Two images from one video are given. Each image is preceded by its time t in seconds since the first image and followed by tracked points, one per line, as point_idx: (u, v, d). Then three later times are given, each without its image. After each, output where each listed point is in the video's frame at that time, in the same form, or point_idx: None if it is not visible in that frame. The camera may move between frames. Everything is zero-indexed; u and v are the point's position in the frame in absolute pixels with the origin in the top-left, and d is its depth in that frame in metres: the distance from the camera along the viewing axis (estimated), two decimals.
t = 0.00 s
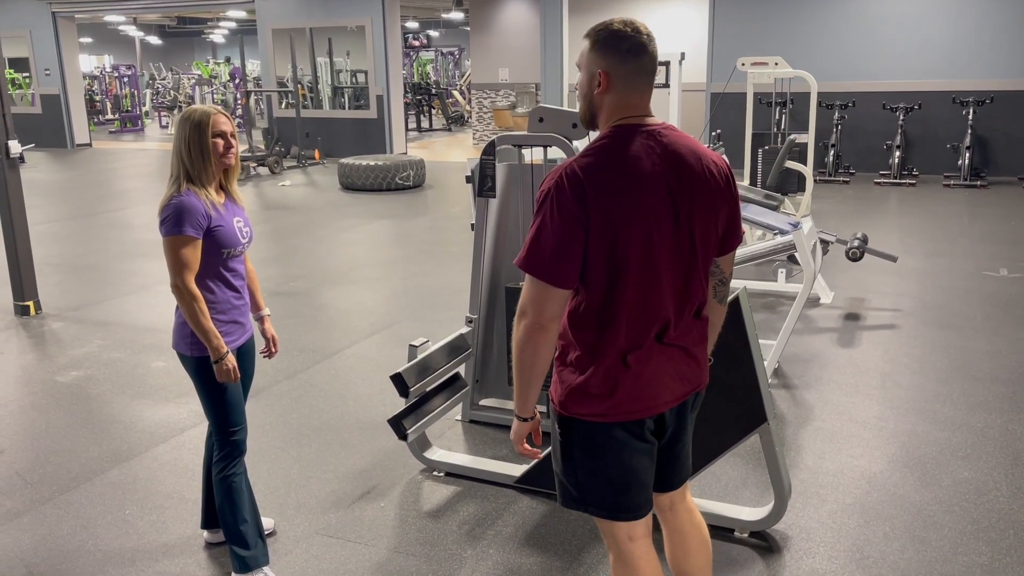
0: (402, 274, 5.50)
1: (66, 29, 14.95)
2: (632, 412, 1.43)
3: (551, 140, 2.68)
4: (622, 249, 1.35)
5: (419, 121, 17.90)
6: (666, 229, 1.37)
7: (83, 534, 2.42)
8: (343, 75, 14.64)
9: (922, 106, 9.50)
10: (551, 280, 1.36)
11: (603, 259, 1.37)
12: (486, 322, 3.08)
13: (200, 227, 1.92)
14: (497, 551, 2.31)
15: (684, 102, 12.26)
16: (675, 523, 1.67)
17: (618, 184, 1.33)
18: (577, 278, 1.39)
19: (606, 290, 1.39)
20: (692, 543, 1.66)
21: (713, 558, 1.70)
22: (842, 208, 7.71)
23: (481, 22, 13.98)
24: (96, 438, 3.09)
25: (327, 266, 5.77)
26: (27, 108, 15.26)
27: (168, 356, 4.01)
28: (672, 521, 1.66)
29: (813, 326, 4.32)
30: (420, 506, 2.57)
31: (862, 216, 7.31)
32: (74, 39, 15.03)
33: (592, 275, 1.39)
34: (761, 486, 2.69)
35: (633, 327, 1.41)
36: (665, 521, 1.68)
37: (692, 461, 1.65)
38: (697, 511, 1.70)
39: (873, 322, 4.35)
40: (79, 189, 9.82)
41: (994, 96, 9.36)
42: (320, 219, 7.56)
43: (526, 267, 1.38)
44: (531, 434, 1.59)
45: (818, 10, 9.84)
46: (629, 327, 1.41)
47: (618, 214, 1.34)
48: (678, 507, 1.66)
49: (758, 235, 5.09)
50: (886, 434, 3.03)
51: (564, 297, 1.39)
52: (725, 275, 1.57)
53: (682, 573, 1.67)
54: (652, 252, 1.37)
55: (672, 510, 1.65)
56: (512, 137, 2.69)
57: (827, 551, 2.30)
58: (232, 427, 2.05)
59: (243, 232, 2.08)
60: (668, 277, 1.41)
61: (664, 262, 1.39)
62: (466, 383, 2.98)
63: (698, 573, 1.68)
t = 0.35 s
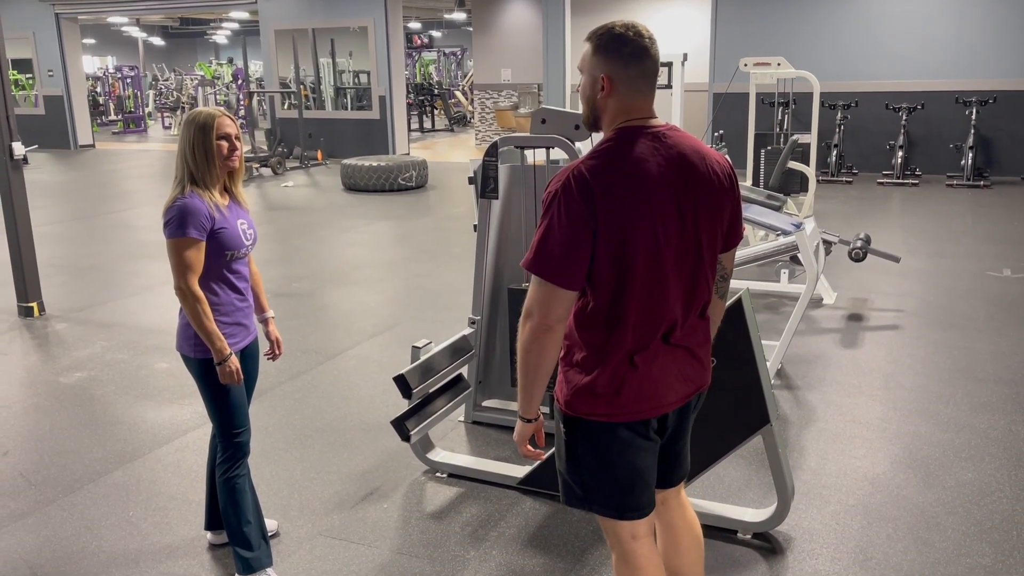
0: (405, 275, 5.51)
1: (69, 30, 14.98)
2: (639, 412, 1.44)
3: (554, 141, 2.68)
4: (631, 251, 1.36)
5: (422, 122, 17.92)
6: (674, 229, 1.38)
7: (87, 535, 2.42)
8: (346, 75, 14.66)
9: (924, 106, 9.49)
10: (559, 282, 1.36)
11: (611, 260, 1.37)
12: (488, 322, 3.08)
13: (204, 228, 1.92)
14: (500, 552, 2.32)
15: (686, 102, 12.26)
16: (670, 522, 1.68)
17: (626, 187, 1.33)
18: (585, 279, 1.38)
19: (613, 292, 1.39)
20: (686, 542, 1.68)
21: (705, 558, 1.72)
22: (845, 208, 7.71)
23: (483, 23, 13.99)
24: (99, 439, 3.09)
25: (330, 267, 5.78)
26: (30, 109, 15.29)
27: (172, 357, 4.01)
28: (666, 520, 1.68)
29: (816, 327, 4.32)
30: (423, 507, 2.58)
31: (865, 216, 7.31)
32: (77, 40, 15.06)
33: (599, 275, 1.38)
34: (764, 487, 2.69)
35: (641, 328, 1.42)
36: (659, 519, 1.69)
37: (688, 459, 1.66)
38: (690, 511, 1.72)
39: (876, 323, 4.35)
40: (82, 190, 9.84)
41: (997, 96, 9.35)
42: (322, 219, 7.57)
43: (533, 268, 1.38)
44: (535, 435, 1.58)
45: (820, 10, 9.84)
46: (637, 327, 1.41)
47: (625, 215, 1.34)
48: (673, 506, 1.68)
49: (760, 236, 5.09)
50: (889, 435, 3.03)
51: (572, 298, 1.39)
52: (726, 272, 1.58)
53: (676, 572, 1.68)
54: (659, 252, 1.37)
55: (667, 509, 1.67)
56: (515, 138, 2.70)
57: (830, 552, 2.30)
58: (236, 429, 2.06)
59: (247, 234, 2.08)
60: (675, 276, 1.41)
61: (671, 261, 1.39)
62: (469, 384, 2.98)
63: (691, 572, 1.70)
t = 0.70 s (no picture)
0: (407, 276, 5.51)
1: (72, 32, 15.01)
2: (649, 409, 1.44)
3: (556, 143, 2.69)
4: (643, 251, 1.36)
5: (424, 123, 17.92)
6: (684, 230, 1.38)
7: (90, 537, 2.43)
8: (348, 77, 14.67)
9: (927, 107, 9.48)
10: (573, 281, 1.36)
11: (623, 261, 1.37)
12: (491, 324, 3.08)
13: (207, 231, 1.93)
14: (502, 554, 2.32)
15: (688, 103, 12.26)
16: (672, 520, 1.69)
17: (640, 188, 1.34)
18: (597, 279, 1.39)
19: (625, 291, 1.40)
20: (688, 540, 1.69)
21: (706, 558, 1.72)
22: (848, 209, 7.71)
23: (486, 25, 14.00)
24: (103, 440, 3.10)
25: (332, 269, 5.79)
26: (34, 111, 15.33)
27: (175, 359, 4.02)
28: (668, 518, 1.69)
29: (818, 328, 4.32)
30: (425, 509, 2.58)
31: (868, 217, 7.30)
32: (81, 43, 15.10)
33: (611, 275, 1.39)
34: (766, 489, 2.69)
35: (652, 327, 1.42)
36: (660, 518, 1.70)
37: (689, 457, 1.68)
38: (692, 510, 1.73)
39: (879, 324, 4.35)
40: (86, 192, 9.86)
41: (1000, 96, 9.34)
42: (325, 221, 7.58)
43: (546, 267, 1.37)
44: (546, 431, 1.59)
45: (822, 11, 9.83)
46: (647, 327, 1.42)
47: (639, 216, 1.34)
48: (674, 504, 1.68)
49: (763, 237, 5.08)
50: (892, 437, 3.03)
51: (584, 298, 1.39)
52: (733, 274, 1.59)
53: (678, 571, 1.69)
54: (671, 252, 1.38)
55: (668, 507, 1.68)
56: (517, 141, 2.70)
57: (833, 555, 2.30)
58: (239, 431, 2.06)
59: (251, 237, 2.09)
60: (685, 277, 1.42)
61: (682, 262, 1.40)
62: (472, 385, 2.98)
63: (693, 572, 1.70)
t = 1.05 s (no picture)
0: (410, 279, 5.51)
1: (76, 34, 15.04)
2: (661, 405, 1.46)
3: (558, 146, 2.69)
4: (658, 248, 1.37)
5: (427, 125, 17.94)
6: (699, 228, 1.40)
7: (95, 540, 2.44)
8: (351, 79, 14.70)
9: (930, 108, 9.47)
10: (588, 276, 1.37)
11: (639, 257, 1.38)
12: (493, 326, 3.08)
13: (210, 235, 1.93)
14: (505, 557, 2.32)
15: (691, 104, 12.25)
16: (679, 520, 1.70)
17: (655, 187, 1.35)
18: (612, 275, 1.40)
19: (638, 289, 1.41)
20: (694, 541, 1.69)
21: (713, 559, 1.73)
22: (852, 211, 7.70)
23: (489, 26, 14.01)
24: (106, 443, 3.11)
25: (336, 271, 5.80)
26: (38, 113, 15.37)
27: (178, 361, 4.03)
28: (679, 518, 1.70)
29: (821, 330, 4.32)
30: (428, 512, 2.58)
31: (871, 219, 7.30)
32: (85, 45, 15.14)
33: (626, 271, 1.40)
34: (769, 492, 2.69)
35: (665, 325, 1.43)
36: (668, 517, 1.71)
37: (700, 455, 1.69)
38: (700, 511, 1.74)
39: (882, 326, 4.34)
40: (90, 194, 9.88)
41: (1003, 97, 9.32)
42: (329, 223, 7.59)
43: (562, 262, 1.39)
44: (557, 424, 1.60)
45: (825, 12, 9.82)
46: (661, 324, 1.43)
47: (655, 214, 1.36)
48: (684, 504, 1.69)
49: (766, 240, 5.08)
50: (895, 440, 3.03)
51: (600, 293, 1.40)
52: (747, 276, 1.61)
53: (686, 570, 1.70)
54: (685, 250, 1.39)
55: (679, 507, 1.69)
56: (519, 143, 2.69)
57: (836, 558, 2.29)
58: (242, 434, 2.07)
59: (253, 240, 2.09)
60: (699, 275, 1.43)
61: (696, 260, 1.41)
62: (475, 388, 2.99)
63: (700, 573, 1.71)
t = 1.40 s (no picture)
0: (413, 280, 5.52)
1: (81, 36, 15.09)
2: (681, 401, 1.48)
3: (562, 148, 2.68)
4: (677, 244, 1.40)
5: (430, 126, 17.96)
6: (718, 225, 1.42)
7: (99, 542, 2.44)
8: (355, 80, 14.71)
9: (934, 109, 9.45)
10: (610, 271, 1.40)
11: (659, 252, 1.41)
12: (497, 328, 3.09)
13: (213, 237, 1.94)
14: (509, 558, 2.32)
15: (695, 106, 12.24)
16: (699, 522, 1.72)
17: (674, 183, 1.38)
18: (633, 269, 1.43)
19: (659, 284, 1.44)
20: (710, 544, 1.71)
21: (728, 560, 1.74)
22: (856, 212, 7.69)
23: (492, 27, 14.03)
24: (111, 445, 3.12)
25: (340, 272, 5.80)
26: (42, 115, 15.42)
27: (182, 363, 4.04)
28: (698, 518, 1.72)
29: (824, 332, 4.31)
30: (432, 513, 2.59)
31: (875, 220, 7.29)
32: (89, 46, 15.18)
33: (647, 266, 1.43)
34: (773, 494, 2.69)
35: (686, 319, 1.46)
36: (687, 518, 1.73)
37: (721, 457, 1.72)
38: (720, 517, 1.76)
39: (886, 328, 4.34)
40: (94, 195, 9.91)
41: (1008, 98, 9.30)
42: (333, 225, 7.60)
43: (585, 256, 1.42)
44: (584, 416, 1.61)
45: (829, 12, 9.81)
46: (681, 319, 1.45)
47: (674, 210, 1.39)
48: (703, 504, 1.71)
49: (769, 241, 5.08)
50: (899, 442, 3.02)
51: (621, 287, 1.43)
52: (767, 273, 1.64)
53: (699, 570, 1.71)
54: (705, 245, 1.41)
55: (699, 509, 1.71)
56: (523, 145, 2.69)
57: (840, 560, 2.29)
58: (246, 437, 2.07)
59: (257, 241, 2.10)
60: (718, 271, 1.46)
61: (715, 257, 1.44)
62: (478, 390, 2.99)
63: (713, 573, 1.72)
